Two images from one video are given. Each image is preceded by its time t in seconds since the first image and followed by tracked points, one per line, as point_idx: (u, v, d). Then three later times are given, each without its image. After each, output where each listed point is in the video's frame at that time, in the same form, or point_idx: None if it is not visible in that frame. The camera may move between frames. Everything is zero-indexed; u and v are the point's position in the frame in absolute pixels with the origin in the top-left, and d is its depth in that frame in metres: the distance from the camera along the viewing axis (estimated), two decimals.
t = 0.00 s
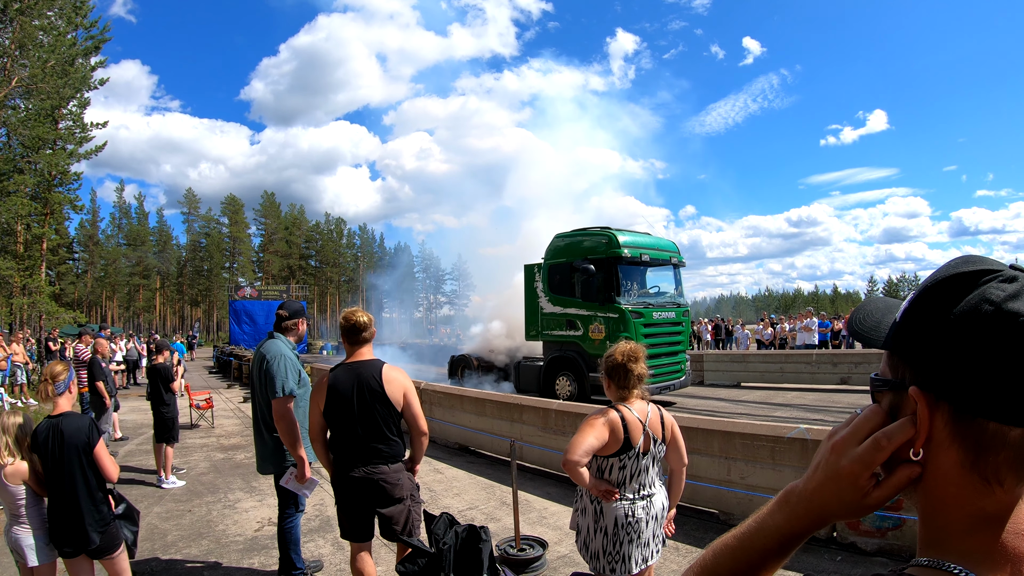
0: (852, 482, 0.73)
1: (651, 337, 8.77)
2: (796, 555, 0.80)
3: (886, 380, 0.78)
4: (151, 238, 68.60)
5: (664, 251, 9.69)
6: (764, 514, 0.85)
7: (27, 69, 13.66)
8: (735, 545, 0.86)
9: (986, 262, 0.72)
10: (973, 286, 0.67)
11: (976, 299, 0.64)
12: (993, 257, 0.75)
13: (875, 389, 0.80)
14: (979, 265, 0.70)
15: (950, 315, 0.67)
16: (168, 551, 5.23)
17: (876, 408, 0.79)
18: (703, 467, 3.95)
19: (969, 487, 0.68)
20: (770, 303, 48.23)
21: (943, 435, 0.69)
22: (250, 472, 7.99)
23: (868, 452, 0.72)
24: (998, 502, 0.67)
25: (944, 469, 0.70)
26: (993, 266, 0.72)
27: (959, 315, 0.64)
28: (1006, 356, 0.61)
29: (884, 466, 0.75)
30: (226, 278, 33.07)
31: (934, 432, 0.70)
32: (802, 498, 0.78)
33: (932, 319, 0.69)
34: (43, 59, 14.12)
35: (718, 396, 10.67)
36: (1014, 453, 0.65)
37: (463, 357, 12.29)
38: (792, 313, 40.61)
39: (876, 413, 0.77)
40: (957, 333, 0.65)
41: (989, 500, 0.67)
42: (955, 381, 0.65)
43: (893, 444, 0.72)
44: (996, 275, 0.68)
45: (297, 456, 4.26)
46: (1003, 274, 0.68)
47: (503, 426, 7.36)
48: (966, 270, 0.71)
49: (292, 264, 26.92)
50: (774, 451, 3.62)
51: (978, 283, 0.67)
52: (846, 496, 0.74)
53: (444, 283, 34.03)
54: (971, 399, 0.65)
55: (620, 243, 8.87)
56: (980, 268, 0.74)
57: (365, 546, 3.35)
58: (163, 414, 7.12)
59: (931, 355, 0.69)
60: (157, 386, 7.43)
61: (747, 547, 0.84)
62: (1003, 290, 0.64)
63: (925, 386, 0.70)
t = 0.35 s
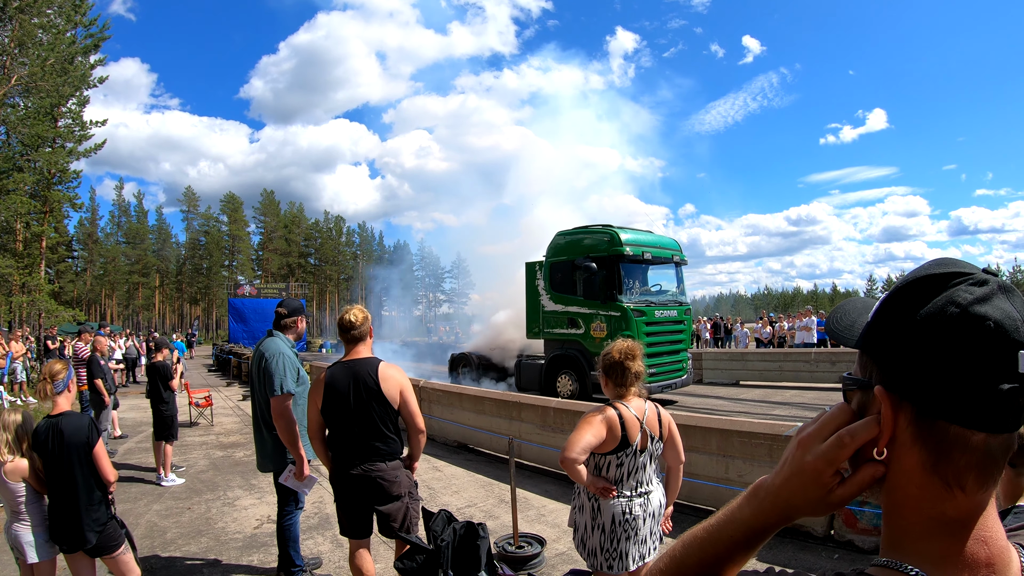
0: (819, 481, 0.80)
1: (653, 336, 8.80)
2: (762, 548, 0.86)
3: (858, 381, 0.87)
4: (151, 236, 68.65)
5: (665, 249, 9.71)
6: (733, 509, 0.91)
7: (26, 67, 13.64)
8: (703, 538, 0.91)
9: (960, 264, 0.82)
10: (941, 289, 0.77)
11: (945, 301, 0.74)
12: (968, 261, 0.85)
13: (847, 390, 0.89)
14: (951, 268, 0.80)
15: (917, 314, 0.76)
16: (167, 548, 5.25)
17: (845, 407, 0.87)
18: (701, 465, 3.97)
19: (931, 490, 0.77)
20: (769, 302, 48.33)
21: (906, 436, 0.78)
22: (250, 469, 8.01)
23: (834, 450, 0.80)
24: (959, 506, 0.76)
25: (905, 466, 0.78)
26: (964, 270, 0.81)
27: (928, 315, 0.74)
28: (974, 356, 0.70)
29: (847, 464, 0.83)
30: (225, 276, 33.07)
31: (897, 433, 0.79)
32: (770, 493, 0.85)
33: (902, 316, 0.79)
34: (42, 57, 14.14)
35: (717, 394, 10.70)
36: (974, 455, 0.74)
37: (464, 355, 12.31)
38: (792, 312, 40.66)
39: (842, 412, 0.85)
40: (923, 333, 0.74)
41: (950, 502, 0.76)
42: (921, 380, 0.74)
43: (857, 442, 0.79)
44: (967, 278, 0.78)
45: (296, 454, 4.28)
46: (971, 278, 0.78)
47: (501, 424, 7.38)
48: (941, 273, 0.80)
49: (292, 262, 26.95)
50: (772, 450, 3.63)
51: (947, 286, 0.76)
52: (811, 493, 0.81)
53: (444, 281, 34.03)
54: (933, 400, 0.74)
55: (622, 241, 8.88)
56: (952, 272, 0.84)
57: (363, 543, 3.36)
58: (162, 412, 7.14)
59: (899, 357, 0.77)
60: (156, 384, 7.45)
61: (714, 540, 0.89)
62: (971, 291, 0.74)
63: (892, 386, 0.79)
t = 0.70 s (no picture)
0: (753, 494, 0.85)
1: (649, 337, 8.86)
2: (699, 558, 0.92)
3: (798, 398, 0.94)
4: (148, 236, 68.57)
5: (661, 250, 9.78)
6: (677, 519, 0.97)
7: (22, 68, 13.65)
8: (647, 547, 0.96)
9: (901, 284, 0.88)
10: (878, 311, 0.82)
11: (880, 320, 0.80)
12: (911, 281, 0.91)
13: (790, 408, 0.95)
14: (891, 289, 0.86)
15: (852, 331, 0.82)
16: (162, 548, 5.29)
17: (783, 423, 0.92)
18: (693, 467, 4.02)
19: (861, 508, 0.83)
20: (766, 302, 48.54)
21: (837, 456, 0.84)
22: (244, 470, 8.04)
23: (766, 465, 0.85)
24: (887, 525, 0.82)
25: (837, 482, 0.84)
26: (907, 291, 0.88)
27: (860, 335, 0.80)
28: (904, 377, 0.75)
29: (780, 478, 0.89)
30: (222, 276, 33.05)
31: (827, 449, 0.85)
32: (709, 505, 0.90)
33: (839, 332, 0.85)
34: (38, 56, 14.14)
35: (711, 396, 10.79)
36: (903, 473, 0.80)
37: (459, 356, 12.33)
38: (787, 313, 40.93)
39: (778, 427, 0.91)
40: (854, 351, 0.80)
41: (879, 521, 0.82)
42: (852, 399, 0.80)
43: (789, 458, 0.85)
44: (903, 299, 0.84)
45: (288, 455, 4.31)
46: (908, 299, 0.84)
47: (495, 426, 7.43)
48: (882, 293, 0.86)
49: (289, 262, 26.98)
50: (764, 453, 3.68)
51: (883, 306, 0.83)
52: (747, 506, 0.87)
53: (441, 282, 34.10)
54: (863, 420, 0.79)
55: (618, 242, 8.94)
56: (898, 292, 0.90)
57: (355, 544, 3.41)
58: (157, 412, 7.17)
59: (829, 375, 0.83)
60: (151, 385, 7.48)
61: (657, 551, 0.95)
62: (904, 313, 0.80)
63: (825, 402, 0.85)
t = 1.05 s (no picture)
0: (662, 522, 0.88)
1: (643, 345, 8.91)
2: None
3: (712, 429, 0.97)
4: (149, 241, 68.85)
5: (656, 259, 9.84)
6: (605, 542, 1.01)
7: (22, 77, 13.76)
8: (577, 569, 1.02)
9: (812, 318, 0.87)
10: (781, 345, 0.82)
11: (780, 356, 0.79)
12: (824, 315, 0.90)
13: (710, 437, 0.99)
14: (796, 324, 0.85)
15: (755, 366, 0.82)
16: (155, 555, 5.35)
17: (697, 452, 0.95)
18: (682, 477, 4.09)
19: (764, 539, 0.83)
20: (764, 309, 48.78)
21: (739, 488, 0.84)
22: (239, 477, 8.10)
23: (673, 495, 0.88)
24: (789, 557, 0.83)
25: (742, 514, 0.85)
26: (817, 325, 0.87)
27: (761, 370, 0.79)
28: (800, 411, 0.75)
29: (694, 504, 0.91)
30: (221, 282, 33.18)
31: (731, 480, 0.86)
32: (629, 530, 0.95)
33: (745, 364, 0.85)
34: (37, 65, 14.32)
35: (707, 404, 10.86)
36: (803, 506, 0.80)
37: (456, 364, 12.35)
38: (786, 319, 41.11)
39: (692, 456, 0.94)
40: (756, 387, 0.79)
41: (781, 552, 0.83)
42: (754, 432, 0.79)
43: (695, 488, 0.87)
44: (808, 334, 0.83)
45: (277, 463, 4.37)
46: (814, 334, 0.83)
47: (488, 434, 7.48)
48: (789, 328, 0.85)
49: (289, 269, 27.14)
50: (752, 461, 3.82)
51: (788, 340, 0.82)
52: (660, 534, 0.90)
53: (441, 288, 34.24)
54: (761, 453, 0.79)
55: (612, 251, 9.01)
56: (811, 323, 0.89)
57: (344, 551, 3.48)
58: (152, 420, 7.23)
59: (734, 409, 0.83)
60: (147, 393, 7.54)
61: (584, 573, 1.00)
62: (805, 349, 0.79)
63: (731, 432, 0.85)
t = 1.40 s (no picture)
0: (577, 528, 0.91)
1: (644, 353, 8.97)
2: None
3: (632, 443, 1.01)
4: (155, 246, 69.47)
5: (658, 266, 9.92)
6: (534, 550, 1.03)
7: (29, 86, 14.04)
8: None
9: (712, 339, 0.86)
10: (682, 363, 0.82)
11: (673, 376, 0.80)
12: (730, 335, 0.88)
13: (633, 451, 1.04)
14: (696, 345, 0.84)
15: (653, 388, 0.82)
16: (156, 558, 5.47)
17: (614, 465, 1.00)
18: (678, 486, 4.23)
19: (660, 548, 0.81)
20: (768, 315, 48.75)
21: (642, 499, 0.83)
22: (240, 482, 8.22)
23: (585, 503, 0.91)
24: (684, 566, 0.80)
25: (644, 525, 0.83)
26: (718, 346, 0.85)
27: (655, 390, 0.80)
28: (685, 431, 0.74)
29: (607, 514, 0.95)
30: (227, 287, 33.50)
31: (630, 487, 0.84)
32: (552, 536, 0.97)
33: (646, 383, 0.86)
34: (43, 73, 14.60)
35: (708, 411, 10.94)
36: (695, 520, 0.77)
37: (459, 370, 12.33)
38: (791, 326, 41.11)
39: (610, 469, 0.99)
40: (651, 406, 0.79)
41: (675, 563, 0.80)
42: (648, 448, 0.79)
43: (603, 497, 0.92)
44: (703, 355, 0.82)
45: (275, 467, 4.49)
46: (709, 355, 0.82)
47: (488, 441, 7.56)
48: (689, 349, 0.84)
49: (295, 275, 27.39)
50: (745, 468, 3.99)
51: (685, 361, 0.82)
52: (576, 541, 0.93)
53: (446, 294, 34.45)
54: (652, 466, 0.79)
55: (613, 258, 9.11)
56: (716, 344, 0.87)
57: (339, 555, 3.58)
58: (155, 425, 7.36)
59: (637, 424, 0.82)
60: (149, 398, 7.68)
61: None
62: (695, 369, 0.79)
63: (632, 446, 0.84)
